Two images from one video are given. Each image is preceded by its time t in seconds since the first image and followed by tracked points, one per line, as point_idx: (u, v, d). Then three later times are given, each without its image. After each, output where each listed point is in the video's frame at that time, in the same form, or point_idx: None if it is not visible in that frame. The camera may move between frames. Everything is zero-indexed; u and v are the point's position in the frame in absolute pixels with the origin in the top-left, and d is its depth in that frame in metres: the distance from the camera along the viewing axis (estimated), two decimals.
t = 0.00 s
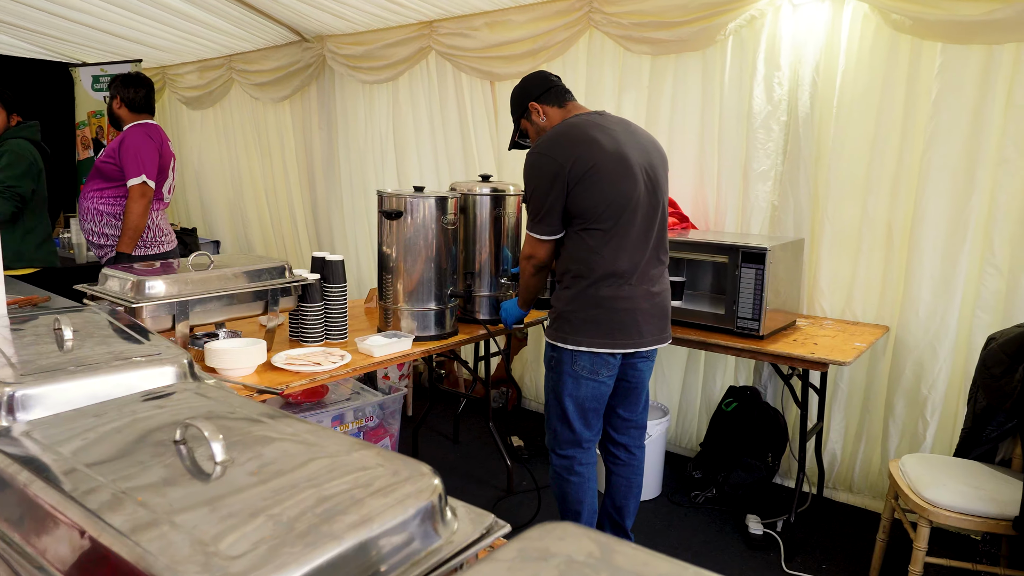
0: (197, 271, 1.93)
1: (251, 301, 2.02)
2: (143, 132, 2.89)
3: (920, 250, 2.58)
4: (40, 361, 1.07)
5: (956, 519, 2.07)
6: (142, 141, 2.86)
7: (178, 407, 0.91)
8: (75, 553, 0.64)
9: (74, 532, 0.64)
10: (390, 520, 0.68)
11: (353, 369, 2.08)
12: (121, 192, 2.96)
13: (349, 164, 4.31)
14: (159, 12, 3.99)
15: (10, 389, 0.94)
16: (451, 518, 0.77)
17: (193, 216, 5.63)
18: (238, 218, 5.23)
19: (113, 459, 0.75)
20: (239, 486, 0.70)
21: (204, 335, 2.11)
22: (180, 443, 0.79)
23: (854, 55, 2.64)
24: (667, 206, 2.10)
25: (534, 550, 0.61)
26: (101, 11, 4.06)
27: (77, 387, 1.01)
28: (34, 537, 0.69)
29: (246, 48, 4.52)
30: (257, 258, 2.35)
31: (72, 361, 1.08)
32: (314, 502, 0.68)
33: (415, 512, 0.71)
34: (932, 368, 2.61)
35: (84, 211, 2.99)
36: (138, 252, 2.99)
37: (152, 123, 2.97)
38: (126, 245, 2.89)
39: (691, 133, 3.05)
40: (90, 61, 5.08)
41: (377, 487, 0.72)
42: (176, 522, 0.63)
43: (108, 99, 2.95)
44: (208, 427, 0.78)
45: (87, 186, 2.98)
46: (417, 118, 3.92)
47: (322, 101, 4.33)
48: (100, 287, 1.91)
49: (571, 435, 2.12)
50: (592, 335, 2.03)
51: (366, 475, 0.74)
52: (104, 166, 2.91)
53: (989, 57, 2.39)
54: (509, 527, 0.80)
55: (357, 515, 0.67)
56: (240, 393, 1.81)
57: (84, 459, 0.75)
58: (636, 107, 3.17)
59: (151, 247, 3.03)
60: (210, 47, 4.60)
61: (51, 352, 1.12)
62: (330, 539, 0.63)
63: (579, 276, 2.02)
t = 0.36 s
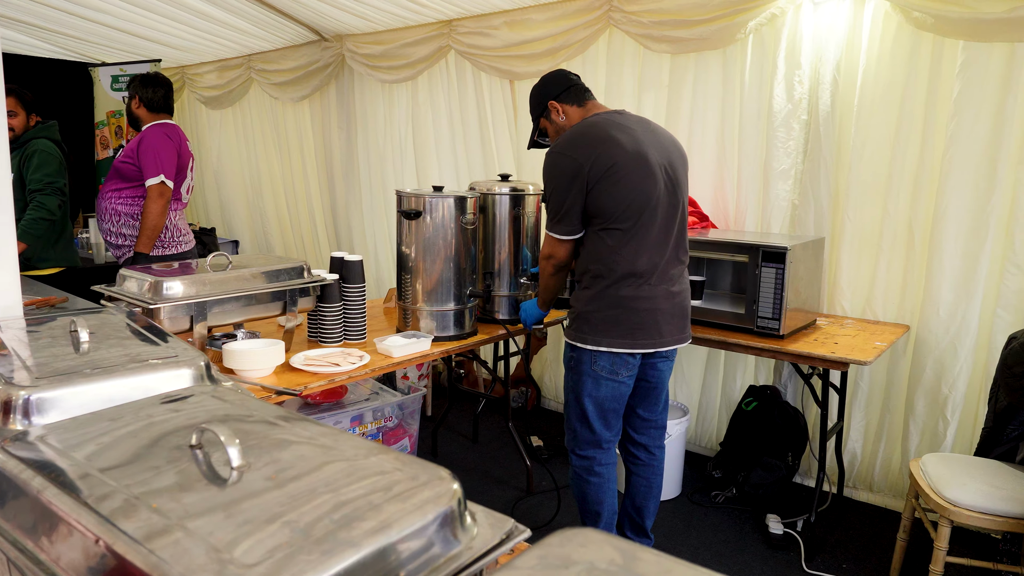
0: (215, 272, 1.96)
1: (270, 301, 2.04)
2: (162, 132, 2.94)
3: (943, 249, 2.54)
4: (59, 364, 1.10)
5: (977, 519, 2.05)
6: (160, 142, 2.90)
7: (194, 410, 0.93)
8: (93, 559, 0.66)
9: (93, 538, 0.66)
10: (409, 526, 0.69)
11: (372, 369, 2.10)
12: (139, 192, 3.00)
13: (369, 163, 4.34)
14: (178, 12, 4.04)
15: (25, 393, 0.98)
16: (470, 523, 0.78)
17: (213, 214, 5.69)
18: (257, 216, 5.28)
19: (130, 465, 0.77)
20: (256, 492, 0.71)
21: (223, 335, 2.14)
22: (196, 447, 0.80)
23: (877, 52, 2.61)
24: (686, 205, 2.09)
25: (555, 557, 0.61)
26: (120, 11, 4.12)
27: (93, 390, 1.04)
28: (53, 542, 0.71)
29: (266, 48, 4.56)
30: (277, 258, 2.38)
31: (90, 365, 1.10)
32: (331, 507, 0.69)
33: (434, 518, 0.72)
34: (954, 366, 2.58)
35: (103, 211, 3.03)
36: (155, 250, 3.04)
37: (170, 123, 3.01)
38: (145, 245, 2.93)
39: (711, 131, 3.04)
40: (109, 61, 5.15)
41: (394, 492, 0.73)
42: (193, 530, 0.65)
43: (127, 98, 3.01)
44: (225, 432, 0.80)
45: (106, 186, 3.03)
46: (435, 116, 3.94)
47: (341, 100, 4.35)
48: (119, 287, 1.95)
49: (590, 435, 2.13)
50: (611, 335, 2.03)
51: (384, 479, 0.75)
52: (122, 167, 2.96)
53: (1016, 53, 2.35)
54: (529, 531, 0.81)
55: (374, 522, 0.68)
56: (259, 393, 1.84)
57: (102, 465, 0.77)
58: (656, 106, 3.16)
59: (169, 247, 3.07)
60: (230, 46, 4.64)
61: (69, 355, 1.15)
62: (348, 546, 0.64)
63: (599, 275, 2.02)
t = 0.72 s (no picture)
0: (224, 278, 1.97)
1: (279, 306, 2.04)
2: (167, 140, 2.94)
3: (952, 240, 2.52)
4: (74, 375, 1.10)
5: (994, 511, 2.03)
6: (166, 149, 2.91)
7: (211, 417, 0.93)
8: (116, 569, 0.66)
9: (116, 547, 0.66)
10: (431, 530, 0.69)
11: (382, 372, 2.10)
12: (145, 200, 3.00)
13: (373, 166, 4.35)
14: (180, 19, 4.05)
15: (42, 404, 0.99)
16: (492, 525, 0.78)
17: (219, 220, 5.71)
18: (262, 221, 5.29)
19: (149, 474, 0.77)
20: (277, 499, 0.71)
21: (233, 341, 2.15)
22: (215, 455, 0.80)
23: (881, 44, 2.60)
24: (694, 201, 2.08)
25: (581, 559, 0.61)
26: (122, 19, 4.13)
27: (109, 399, 1.04)
28: (75, 554, 0.71)
29: (267, 52, 4.55)
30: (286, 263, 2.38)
31: (104, 374, 1.10)
32: (353, 512, 0.69)
33: (455, 522, 0.72)
34: (966, 357, 2.56)
35: (110, 220, 3.04)
36: (165, 259, 3.04)
37: (175, 130, 3.01)
38: (152, 253, 2.94)
39: (717, 127, 3.02)
40: (112, 69, 5.16)
41: (415, 495, 0.73)
42: (217, 538, 0.65)
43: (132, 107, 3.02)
44: (244, 439, 0.80)
45: (112, 195, 3.04)
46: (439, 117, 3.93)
47: (345, 103, 4.35)
48: (129, 296, 1.95)
49: (602, 434, 2.13)
50: (621, 333, 2.03)
51: (404, 484, 0.75)
52: (129, 175, 2.97)
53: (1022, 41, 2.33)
54: (550, 533, 0.80)
55: (397, 526, 0.68)
56: (271, 399, 1.85)
57: (122, 474, 0.77)
58: (660, 102, 3.15)
59: (176, 254, 3.08)
60: (232, 51, 4.64)
61: (83, 364, 1.15)
62: (372, 551, 0.64)
63: (608, 274, 2.01)
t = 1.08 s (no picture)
0: (236, 280, 1.97)
1: (291, 307, 2.05)
2: (174, 145, 2.95)
3: (959, 229, 2.53)
4: (97, 377, 1.11)
5: (1008, 498, 2.03)
6: (173, 154, 2.92)
7: (238, 415, 0.94)
8: (157, 563, 0.67)
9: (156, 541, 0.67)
10: (465, 519, 0.70)
11: (395, 370, 2.11)
12: (154, 206, 3.01)
13: (377, 167, 4.36)
14: (182, 24, 4.06)
15: (69, 405, 1.00)
16: (522, 515, 0.78)
17: (223, 224, 5.73)
18: (267, 224, 5.30)
19: (183, 471, 0.77)
20: (312, 492, 0.72)
21: (245, 342, 2.16)
22: (246, 451, 0.81)
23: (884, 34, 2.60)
24: (702, 195, 2.09)
25: (618, 544, 0.62)
26: (125, 26, 4.15)
27: (135, 400, 1.05)
28: (114, 550, 0.72)
29: (269, 56, 4.56)
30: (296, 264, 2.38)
31: (128, 375, 1.11)
32: (388, 503, 0.70)
33: (488, 511, 0.72)
34: (975, 346, 2.56)
35: (119, 226, 3.05)
36: (173, 263, 3.06)
37: (181, 135, 3.02)
38: (162, 258, 2.95)
39: (721, 121, 3.03)
40: (114, 76, 5.17)
41: (448, 486, 0.74)
42: (256, 530, 0.65)
43: (137, 113, 3.02)
44: (275, 434, 0.81)
45: (121, 201, 3.05)
46: (443, 117, 3.94)
47: (347, 105, 4.36)
48: (142, 299, 1.96)
49: (615, 428, 2.13)
50: (632, 327, 2.03)
51: (436, 475, 0.76)
52: (136, 180, 2.98)
53: None
54: (579, 522, 0.81)
55: (432, 516, 0.69)
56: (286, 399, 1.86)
57: (156, 471, 0.78)
58: (664, 97, 3.15)
59: (185, 258, 3.08)
60: (234, 55, 4.65)
61: (105, 366, 1.16)
62: (410, 541, 0.65)
63: (618, 269, 2.02)
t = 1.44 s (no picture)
0: (248, 278, 1.98)
1: (302, 305, 2.06)
2: (183, 143, 2.97)
3: (968, 228, 2.53)
4: (119, 372, 1.12)
5: (1017, 496, 2.04)
6: (182, 152, 2.93)
7: (261, 409, 0.95)
8: (188, 554, 0.68)
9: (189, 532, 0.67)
10: (494, 510, 0.71)
11: (406, 367, 2.11)
12: (163, 204, 3.02)
13: (384, 165, 4.36)
14: (190, 22, 4.08)
15: (93, 401, 1.01)
16: (546, 509, 0.79)
17: (229, 222, 5.74)
18: (273, 222, 5.31)
19: (211, 464, 0.78)
20: (341, 485, 0.73)
21: (257, 339, 2.17)
22: (273, 445, 0.82)
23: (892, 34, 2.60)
24: (712, 193, 2.09)
25: (647, 536, 0.63)
26: (133, 24, 4.17)
27: (156, 395, 1.06)
28: (145, 541, 0.73)
29: (275, 54, 4.57)
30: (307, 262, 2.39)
31: (149, 371, 1.12)
32: (417, 495, 0.71)
33: (515, 505, 0.73)
34: (983, 344, 2.57)
35: (128, 223, 3.06)
36: (182, 261, 3.07)
37: (190, 133, 3.03)
38: (171, 255, 2.97)
39: (729, 120, 3.03)
40: (121, 74, 5.19)
41: (475, 480, 0.75)
42: (288, 522, 0.66)
43: (146, 111, 3.04)
44: (301, 428, 0.82)
45: (130, 199, 3.06)
46: (449, 116, 3.95)
47: (354, 103, 4.37)
48: (155, 296, 1.98)
49: (625, 425, 2.14)
50: (643, 325, 2.04)
51: (462, 469, 0.77)
52: (145, 178, 2.99)
53: None
54: (602, 515, 0.82)
55: (462, 509, 0.69)
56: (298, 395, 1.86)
57: (185, 465, 0.78)
58: (672, 96, 3.15)
59: (194, 256, 3.09)
60: (240, 54, 4.66)
61: (126, 362, 1.17)
62: (441, 532, 0.66)
63: (629, 267, 2.03)
